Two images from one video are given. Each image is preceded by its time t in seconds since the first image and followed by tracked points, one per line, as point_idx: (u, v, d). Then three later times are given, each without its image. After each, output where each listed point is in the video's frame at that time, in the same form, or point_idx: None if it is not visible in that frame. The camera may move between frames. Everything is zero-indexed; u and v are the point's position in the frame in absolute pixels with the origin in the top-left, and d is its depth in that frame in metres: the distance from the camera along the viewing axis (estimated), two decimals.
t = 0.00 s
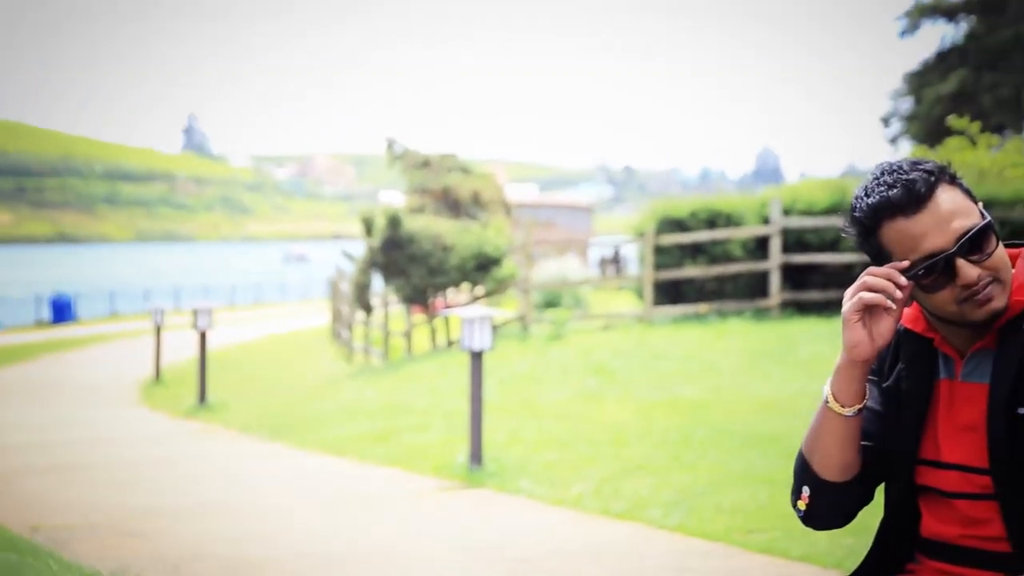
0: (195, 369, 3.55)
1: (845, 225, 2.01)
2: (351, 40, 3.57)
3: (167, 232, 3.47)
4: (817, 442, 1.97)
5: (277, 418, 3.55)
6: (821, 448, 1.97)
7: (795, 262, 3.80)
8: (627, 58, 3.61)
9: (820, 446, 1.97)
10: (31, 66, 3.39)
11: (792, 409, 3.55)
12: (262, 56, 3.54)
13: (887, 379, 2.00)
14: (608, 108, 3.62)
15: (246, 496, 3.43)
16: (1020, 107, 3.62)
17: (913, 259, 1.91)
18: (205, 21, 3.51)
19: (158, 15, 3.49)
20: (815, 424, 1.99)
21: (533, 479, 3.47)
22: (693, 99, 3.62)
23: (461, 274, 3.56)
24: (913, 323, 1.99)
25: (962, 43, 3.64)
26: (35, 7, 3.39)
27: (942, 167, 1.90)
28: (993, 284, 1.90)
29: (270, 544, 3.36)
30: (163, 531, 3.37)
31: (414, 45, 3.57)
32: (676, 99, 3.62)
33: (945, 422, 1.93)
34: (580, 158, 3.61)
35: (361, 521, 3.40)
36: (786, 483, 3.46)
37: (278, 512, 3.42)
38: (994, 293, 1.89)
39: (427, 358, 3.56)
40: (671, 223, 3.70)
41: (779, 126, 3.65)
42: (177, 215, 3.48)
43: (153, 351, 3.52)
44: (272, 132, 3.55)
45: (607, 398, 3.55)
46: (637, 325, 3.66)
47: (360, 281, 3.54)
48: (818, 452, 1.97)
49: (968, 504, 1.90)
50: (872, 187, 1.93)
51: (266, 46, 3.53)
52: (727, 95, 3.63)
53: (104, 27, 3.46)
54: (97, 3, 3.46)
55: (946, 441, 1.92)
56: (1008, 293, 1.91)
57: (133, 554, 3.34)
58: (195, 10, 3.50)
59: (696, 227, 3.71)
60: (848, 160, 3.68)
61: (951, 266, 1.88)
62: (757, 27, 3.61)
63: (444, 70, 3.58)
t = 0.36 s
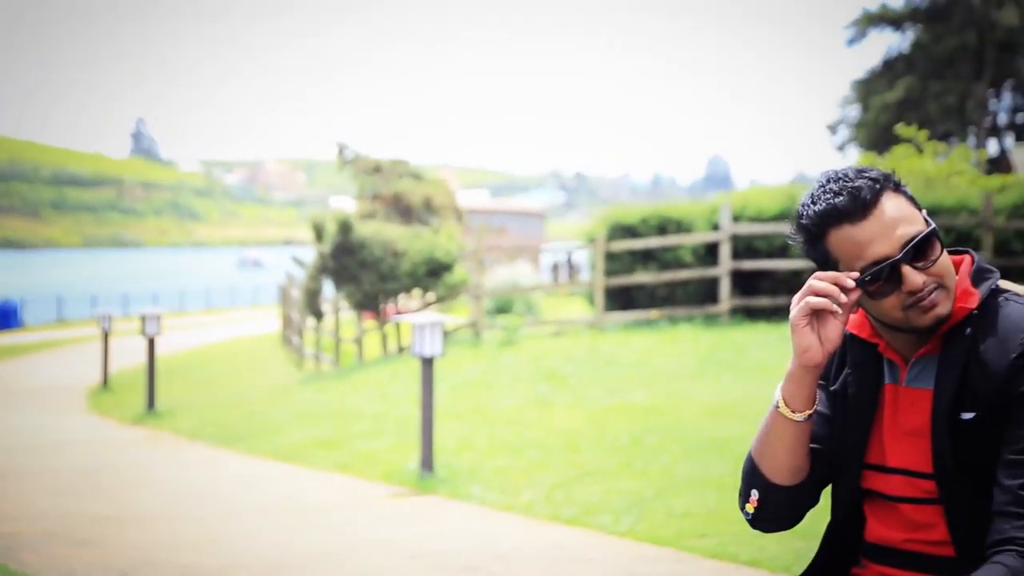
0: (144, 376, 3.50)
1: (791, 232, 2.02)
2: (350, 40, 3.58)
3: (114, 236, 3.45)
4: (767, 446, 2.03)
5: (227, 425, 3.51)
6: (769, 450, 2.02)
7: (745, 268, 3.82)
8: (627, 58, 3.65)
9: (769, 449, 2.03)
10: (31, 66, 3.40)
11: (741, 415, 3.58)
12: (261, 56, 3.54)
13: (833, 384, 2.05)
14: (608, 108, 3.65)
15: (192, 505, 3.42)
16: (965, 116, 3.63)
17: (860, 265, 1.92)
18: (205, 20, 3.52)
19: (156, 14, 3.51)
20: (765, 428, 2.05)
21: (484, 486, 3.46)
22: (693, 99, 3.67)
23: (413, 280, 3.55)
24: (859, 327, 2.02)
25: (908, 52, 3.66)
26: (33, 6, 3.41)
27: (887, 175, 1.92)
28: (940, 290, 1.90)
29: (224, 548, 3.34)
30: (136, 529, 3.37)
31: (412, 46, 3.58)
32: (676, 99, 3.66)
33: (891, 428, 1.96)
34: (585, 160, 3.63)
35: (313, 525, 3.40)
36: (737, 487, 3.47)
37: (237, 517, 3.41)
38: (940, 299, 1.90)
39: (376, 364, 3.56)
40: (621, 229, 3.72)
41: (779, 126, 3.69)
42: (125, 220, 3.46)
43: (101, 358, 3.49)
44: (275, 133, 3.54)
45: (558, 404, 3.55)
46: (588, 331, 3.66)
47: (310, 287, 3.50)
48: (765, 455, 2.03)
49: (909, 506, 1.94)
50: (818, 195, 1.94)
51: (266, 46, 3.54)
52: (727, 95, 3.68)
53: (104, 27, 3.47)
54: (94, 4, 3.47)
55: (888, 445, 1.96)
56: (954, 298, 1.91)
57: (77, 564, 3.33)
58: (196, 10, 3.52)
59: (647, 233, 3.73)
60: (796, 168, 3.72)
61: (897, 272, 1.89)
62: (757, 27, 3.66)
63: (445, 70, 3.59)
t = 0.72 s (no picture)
0: (99, 383, 3.45)
1: (746, 239, 2.01)
2: (350, 40, 3.59)
3: (71, 243, 3.43)
4: (725, 454, 2.00)
5: (184, 433, 3.48)
6: (728, 458, 2.00)
7: (703, 274, 3.84)
8: (627, 58, 3.68)
9: (727, 456, 2.00)
10: (32, 64, 3.40)
11: (699, 420, 3.61)
12: (262, 56, 3.56)
13: (790, 390, 2.04)
14: (608, 108, 3.67)
15: (151, 513, 3.41)
16: (921, 123, 3.69)
17: (814, 272, 1.91)
18: (205, 20, 3.53)
19: (155, 12, 3.51)
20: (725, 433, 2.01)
21: (443, 492, 3.46)
22: (693, 99, 3.69)
23: (372, 287, 3.56)
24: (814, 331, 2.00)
25: (865, 59, 3.70)
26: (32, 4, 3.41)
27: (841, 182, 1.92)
28: (893, 297, 1.88)
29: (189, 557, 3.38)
30: (110, 533, 3.38)
31: (410, 47, 3.60)
32: (676, 99, 3.69)
33: (845, 432, 1.93)
34: (585, 160, 3.65)
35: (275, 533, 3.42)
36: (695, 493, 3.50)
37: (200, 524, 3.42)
38: (894, 305, 1.88)
39: (336, 370, 3.54)
40: (581, 234, 3.70)
41: (779, 126, 3.70)
42: (81, 226, 3.44)
43: (57, 365, 3.46)
44: (279, 134, 3.53)
45: (517, 409, 3.55)
46: (547, 337, 3.64)
47: (269, 293, 3.52)
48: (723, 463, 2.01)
49: (862, 513, 1.91)
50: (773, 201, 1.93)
51: (266, 46, 3.55)
52: (727, 95, 3.70)
53: (104, 26, 3.48)
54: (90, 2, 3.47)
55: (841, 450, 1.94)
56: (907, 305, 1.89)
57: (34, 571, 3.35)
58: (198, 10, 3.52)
59: (605, 239, 3.73)
60: (754, 174, 3.73)
61: (851, 278, 1.87)
62: (757, 27, 3.67)
63: (446, 69, 3.62)
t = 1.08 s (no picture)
0: (50, 391, 3.43)
1: (695, 246, 2.04)
2: (350, 39, 3.60)
3: (22, 249, 3.39)
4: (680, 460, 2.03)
5: (136, 440, 3.45)
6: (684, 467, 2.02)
7: (657, 279, 3.95)
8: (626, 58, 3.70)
9: (681, 463, 2.04)
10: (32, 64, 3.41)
11: (655, 425, 3.63)
12: (263, 56, 3.56)
13: (741, 396, 2.07)
14: (608, 108, 3.70)
15: (98, 522, 3.38)
16: (872, 130, 3.71)
17: (762, 279, 1.93)
18: (205, 19, 3.53)
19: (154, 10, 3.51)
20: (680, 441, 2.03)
21: (398, 498, 3.45)
22: (693, 99, 3.71)
23: (326, 292, 3.55)
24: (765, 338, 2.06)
25: (818, 66, 3.71)
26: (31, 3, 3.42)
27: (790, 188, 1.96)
28: (841, 303, 1.92)
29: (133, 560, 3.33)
30: (60, 542, 3.35)
31: (407, 48, 3.61)
32: (676, 99, 3.71)
33: (793, 437, 1.97)
34: (585, 160, 3.68)
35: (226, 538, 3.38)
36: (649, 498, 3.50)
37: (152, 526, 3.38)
38: (842, 312, 1.92)
39: (290, 376, 3.52)
40: (535, 240, 3.77)
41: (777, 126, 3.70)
42: (33, 232, 3.40)
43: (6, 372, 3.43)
44: (281, 134, 3.53)
45: (472, 414, 3.57)
46: (502, 343, 3.69)
47: (222, 299, 3.48)
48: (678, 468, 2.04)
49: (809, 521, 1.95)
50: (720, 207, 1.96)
51: (267, 46, 3.55)
52: (728, 95, 3.71)
53: (103, 23, 3.48)
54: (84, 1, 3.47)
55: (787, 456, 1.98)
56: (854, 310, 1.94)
57: None
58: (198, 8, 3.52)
59: (560, 245, 3.80)
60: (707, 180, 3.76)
61: (798, 284, 1.91)
62: (757, 27, 3.67)
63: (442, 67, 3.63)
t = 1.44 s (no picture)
0: (8, 398, 3.40)
1: (652, 252, 2.07)
2: (351, 39, 3.61)
3: None
4: (642, 466, 2.08)
5: (97, 447, 3.46)
6: (646, 474, 2.07)
7: (618, 283, 4.10)
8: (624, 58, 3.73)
9: (643, 469, 2.09)
10: (32, 63, 3.41)
11: (616, 428, 3.64)
12: (263, 56, 3.57)
13: (699, 400, 2.10)
14: (608, 108, 3.72)
15: (59, 531, 3.36)
16: (832, 134, 3.75)
17: (717, 284, 1.97)
18: (205, 20, 3.53)
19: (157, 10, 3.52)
20: (641, 449, 2.08)
21: (361, 503, 3.46)
22: (692, 99, 3.73)
23: (288, 297, 3.58)
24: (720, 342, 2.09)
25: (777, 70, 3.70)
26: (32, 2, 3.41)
27: (744, 196, 2.00)
28: (795, 310, 1.96)
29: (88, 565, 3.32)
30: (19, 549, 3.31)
31: (408, 48, 3.63)
32: (676, 99, 3.73)
33: (749, 442, 2.00)
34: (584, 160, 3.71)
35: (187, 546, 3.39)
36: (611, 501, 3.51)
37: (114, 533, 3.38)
38: (796, 319, 1.95)
39: (251, 382, 3.54)
40: (498, 244, 3.82)
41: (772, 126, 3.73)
42: None
43: None
44: (281, 133, 3.55)
45: (435, 419, 3.57)
46: (465, 347, 3.71)
47: (182, 305, 3.48)
48: (639, 474, 2.09)
49: (767, 521, 1.98)
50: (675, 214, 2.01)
51: (267, 46, 3.56)
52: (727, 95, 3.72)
53: (105, 22, 3.48)
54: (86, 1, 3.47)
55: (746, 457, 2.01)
56: (809, 316, 1.97)
57: None
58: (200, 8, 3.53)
59: (522, 249, 3.90)
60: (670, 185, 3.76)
61: (753, 291, 1.94)
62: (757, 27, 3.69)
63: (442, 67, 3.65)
